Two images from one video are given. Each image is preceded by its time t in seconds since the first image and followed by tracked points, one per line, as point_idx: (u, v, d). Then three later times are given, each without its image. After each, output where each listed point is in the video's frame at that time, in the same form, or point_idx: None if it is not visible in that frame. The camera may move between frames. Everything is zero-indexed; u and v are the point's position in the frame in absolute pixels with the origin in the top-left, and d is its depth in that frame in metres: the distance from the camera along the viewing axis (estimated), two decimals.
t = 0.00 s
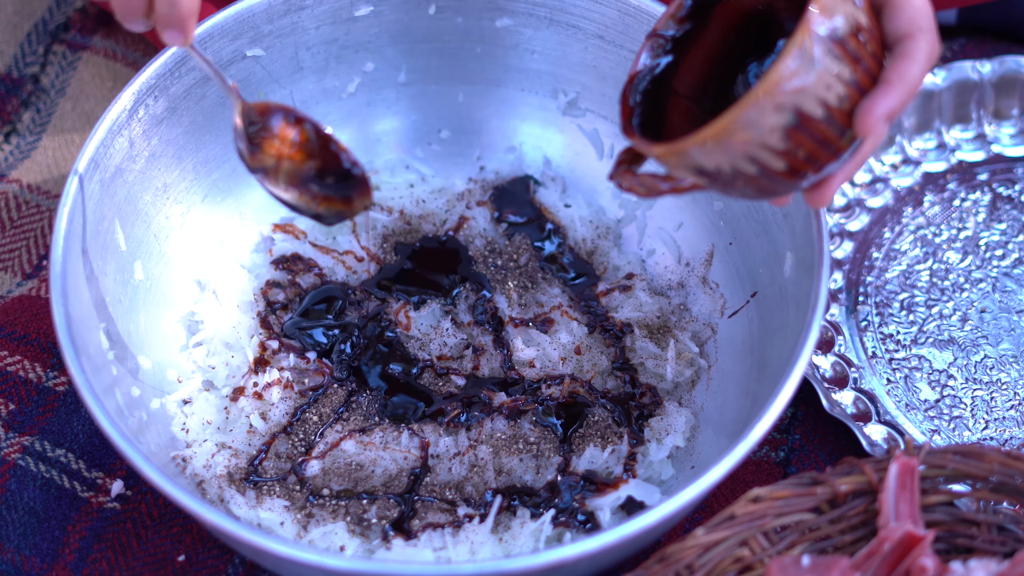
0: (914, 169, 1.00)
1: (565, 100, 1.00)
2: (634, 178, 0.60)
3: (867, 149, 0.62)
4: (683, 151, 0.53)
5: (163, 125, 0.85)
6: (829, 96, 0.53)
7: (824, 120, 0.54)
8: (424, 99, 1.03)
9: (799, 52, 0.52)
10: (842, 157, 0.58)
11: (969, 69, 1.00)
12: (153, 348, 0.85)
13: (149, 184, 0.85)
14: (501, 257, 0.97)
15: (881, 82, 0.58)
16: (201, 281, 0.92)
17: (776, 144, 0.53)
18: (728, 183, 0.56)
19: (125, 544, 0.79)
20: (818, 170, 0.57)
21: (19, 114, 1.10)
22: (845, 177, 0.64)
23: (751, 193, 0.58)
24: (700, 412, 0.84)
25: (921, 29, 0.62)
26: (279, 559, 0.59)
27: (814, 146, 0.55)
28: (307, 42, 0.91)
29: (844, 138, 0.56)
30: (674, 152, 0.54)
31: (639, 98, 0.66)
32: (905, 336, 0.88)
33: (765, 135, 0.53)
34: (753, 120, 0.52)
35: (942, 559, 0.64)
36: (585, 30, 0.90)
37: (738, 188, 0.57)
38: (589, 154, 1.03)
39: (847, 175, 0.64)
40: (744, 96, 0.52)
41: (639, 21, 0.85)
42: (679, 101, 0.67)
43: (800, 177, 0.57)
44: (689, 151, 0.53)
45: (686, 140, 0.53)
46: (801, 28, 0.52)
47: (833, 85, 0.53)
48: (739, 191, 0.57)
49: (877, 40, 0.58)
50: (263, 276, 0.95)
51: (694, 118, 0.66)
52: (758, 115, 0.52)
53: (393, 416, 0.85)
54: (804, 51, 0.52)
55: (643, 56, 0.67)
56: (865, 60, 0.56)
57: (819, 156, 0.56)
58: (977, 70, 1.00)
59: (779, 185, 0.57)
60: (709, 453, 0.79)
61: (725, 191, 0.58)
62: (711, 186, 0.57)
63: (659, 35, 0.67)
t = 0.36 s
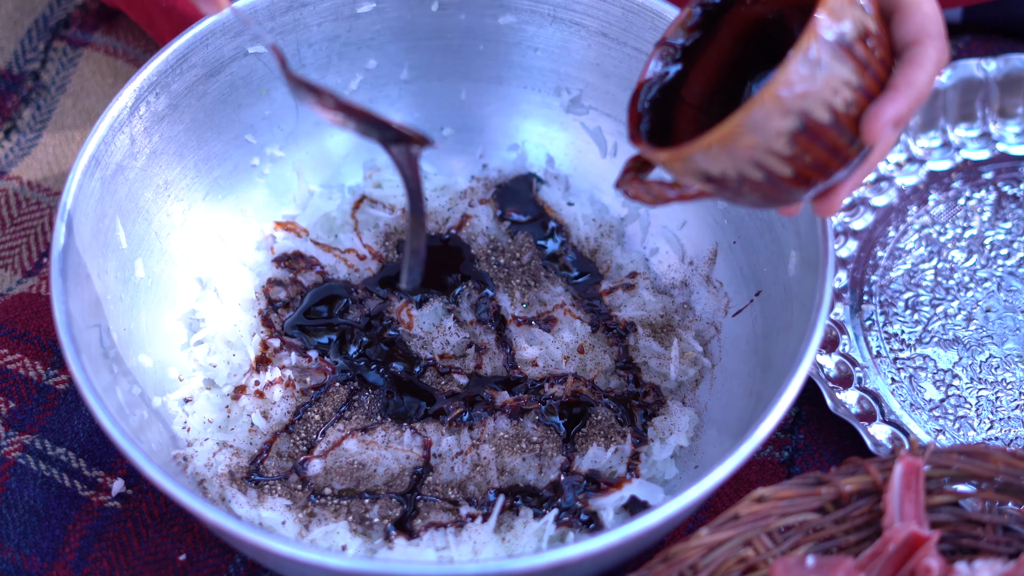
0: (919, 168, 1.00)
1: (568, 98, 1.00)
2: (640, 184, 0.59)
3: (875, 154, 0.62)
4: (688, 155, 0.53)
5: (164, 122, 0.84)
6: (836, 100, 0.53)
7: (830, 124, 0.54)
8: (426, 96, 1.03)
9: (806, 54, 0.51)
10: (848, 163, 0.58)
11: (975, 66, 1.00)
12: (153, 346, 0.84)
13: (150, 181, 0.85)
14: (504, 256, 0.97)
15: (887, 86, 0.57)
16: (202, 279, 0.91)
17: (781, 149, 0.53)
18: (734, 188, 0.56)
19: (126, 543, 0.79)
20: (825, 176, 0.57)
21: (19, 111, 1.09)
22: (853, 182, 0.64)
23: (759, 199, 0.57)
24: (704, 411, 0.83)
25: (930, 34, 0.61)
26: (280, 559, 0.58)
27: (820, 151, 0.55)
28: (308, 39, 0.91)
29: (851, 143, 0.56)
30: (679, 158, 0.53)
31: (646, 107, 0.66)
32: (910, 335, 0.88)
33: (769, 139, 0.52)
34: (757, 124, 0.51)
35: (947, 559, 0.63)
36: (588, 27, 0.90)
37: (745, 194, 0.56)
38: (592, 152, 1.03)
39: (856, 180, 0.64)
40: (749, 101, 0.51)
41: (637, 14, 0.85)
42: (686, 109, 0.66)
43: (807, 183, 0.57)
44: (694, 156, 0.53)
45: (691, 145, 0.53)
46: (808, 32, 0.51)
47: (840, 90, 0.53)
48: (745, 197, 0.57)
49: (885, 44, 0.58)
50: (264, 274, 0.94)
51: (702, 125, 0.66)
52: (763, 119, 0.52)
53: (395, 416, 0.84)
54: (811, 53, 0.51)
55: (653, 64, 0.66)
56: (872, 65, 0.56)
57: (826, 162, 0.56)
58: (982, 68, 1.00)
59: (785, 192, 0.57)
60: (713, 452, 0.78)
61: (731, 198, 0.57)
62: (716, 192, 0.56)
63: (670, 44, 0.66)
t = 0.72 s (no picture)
0: (924, 166, 0.99)
1: (571, 95, 1.00)
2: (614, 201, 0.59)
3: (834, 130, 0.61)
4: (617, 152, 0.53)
5: (165, 119, 0.84)
6: (743, 66, 0.51)
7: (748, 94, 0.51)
8: (429, 93, 1.02)
9: (700, 26, 0.51)
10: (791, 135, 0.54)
11: (980, 65, 0.99)
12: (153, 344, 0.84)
13: (151, 178, 0.85)
14: (506, 253, 0.96)
15: (805, 50, 0.53)
16: (202, 277, 0.91)
17: (700, 125, 0.51)
18: (676, 177, 0.54)
19: (126, 542, 0.78)
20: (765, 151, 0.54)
21: (19, 108, 1.09)
22: (814, 164, 0.59)
23: (708, 186, 0.55)
24: (708, 411, 0.83)
25: None
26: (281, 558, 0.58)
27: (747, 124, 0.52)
28: (310, 36, 0.90)
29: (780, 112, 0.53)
30: (612, 156, 0.54)
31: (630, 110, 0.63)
32: (915, 335, 0.87)
33: (684, 115, 0.51)
34: (666, 103, 0.51)
35: (952, 560, 0.63)
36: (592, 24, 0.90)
37: (692, 183, 0.54)
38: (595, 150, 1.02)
39: (819, 163, 0.59)
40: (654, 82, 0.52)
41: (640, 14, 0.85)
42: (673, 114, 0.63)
43: (745, 160, 0.53)
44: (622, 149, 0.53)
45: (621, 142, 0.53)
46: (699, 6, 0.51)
47: (747, 56, 0.51)
48: (694, 187, 0.55)
49: (803, 9, 0.55)
50: (264, 271, 0.93)
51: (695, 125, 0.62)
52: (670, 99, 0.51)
53: (398, 415, 0.84)
54: (706, 23, 0.51)
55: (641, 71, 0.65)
56: (784, 29, 0.53)
57: (755, 134, 0.52)
58: (987, 66, 0.99)
59: (731, 173, 0.54)
60: (717, 452, 0.77)
61: (682, 191, 0.56)
62: (663, 187, 0.55)
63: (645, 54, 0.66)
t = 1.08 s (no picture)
0: (925, 165, 0.99)
1: (571, 95, 0.99)
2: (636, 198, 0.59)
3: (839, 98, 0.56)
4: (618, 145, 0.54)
5: (163, 118, 0.83)
6: (723, 39, 0.50)
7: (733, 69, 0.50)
8: (428, 92, 1.02)
9: (674, 8, 0.51)
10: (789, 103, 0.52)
11: (982, 63, 0.99)
12: (151, 344, 0.83)
13: (148, 178, 0.84)
14: (506, 253, 0.95)
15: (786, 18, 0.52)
16: (201, 277, 0.91)
17: (688, 103, 0.50)
18: (680, 162, 0.53)
19: (124, 544, 0.78)
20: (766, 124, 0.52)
21: (16, 107, 1.08)
22: (820, 131, 0.55)
23: (712, 168, 0.53)
24: (708, 411, 0.82)
25: None
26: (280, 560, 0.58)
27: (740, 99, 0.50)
28: (309, 34, 0.90)
29: (771, 83, 0.51)
30: (616, 150, 0.55)
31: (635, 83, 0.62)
32: (916, 335, 0.87)
33: (672, 96, 0.51)
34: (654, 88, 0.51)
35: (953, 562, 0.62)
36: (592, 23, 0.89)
37: (696, 166, 0.53)
38: (595, 149, 1.02)
39: (823, 129, 0.55)
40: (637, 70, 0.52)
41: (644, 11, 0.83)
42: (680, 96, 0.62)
43: (747, 137, 0.52)
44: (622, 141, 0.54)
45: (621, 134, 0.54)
46: None
47: (725, 29, 0.50)
48: (696, 170, 0.54)
49: None
50: (263, 271, 0.92)
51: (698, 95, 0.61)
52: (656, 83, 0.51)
53: (397, 416, 0.83)
54: (679, 6, 0.51)
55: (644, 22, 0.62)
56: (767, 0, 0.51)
57: (749, 108, 0.51)
58: (989, 65, 0.99)
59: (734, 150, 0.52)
60: (718, 454, 0.77)
61: (690, 177, 0.55)
62: (672, 176, 0.55)
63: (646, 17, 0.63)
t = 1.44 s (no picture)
0: (928, 163, 0.98)
1: (572, 92, 0.98)
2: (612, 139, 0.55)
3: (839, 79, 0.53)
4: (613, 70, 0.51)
5: (161, 115, 0.83)
6: None
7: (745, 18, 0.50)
8: (428, 89, 1.01)
9: None
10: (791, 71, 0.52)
11: (985, 60, 0.98)
12: (149, 342, 0.83)
13: (146, 175, 0.83)
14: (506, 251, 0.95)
15: None
16: (199, 275, 0.90)
17: (698, 42, 0.50)
18: (672, 99, 0.51)
19: (122, 543, 0.77)
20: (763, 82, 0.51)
21: (14, 104, 1.08)
22: (811, 108, 0.53)
23: (702, 115, 0.52)
24: (709, 411, 0.82)
25: None
26: (279, 560, 0.57)
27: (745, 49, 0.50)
28: (309, 31, 0.89)
29: (781, 43, 0.51)
30: (607, 77, 0.52)
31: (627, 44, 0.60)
32: (919, 334, 0.86)
33: (683, 30, 0.50)
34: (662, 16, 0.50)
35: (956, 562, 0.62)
36: (593, 20, 0.89)
37: (686, 109, 0.51)
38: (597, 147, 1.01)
39: (817, 107, 0.53)
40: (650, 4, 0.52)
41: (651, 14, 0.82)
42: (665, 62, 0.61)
43: (745, 90, 0.51)
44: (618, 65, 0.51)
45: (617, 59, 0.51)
46: None
47: None
48: (687, 116, 0.52)
49: None
50: (262, 269, 0.92)
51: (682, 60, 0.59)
52: (665, 18, 0.50)
53: (398, 415, 0.83)
54: None
55: None
56: None
57: (751, 58, 0.50)
58: (993, 62, 0.98)
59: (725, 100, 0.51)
60: (720, 452, 0.77)
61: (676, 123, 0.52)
62: (658, 114, 0.52)
63: None
